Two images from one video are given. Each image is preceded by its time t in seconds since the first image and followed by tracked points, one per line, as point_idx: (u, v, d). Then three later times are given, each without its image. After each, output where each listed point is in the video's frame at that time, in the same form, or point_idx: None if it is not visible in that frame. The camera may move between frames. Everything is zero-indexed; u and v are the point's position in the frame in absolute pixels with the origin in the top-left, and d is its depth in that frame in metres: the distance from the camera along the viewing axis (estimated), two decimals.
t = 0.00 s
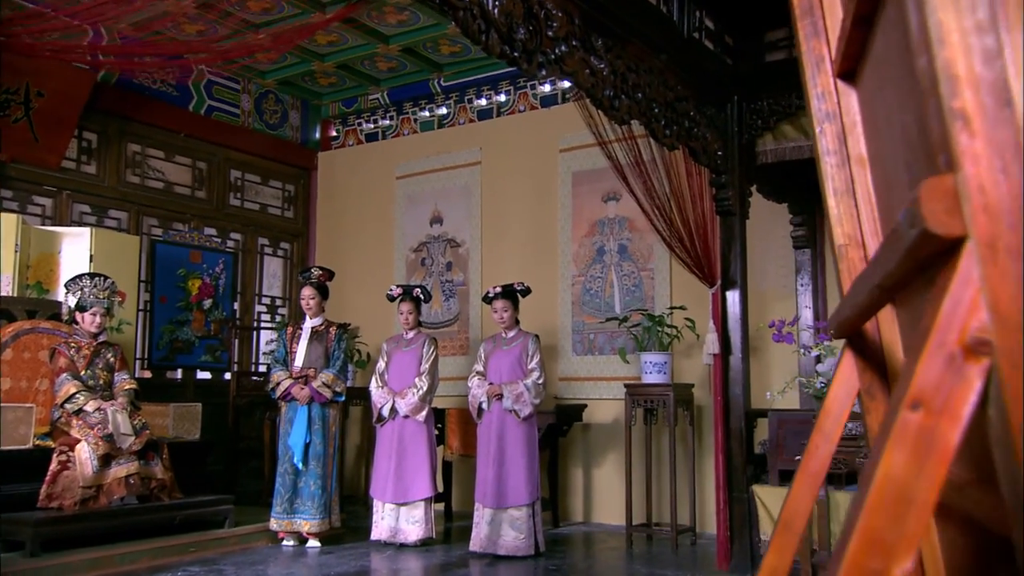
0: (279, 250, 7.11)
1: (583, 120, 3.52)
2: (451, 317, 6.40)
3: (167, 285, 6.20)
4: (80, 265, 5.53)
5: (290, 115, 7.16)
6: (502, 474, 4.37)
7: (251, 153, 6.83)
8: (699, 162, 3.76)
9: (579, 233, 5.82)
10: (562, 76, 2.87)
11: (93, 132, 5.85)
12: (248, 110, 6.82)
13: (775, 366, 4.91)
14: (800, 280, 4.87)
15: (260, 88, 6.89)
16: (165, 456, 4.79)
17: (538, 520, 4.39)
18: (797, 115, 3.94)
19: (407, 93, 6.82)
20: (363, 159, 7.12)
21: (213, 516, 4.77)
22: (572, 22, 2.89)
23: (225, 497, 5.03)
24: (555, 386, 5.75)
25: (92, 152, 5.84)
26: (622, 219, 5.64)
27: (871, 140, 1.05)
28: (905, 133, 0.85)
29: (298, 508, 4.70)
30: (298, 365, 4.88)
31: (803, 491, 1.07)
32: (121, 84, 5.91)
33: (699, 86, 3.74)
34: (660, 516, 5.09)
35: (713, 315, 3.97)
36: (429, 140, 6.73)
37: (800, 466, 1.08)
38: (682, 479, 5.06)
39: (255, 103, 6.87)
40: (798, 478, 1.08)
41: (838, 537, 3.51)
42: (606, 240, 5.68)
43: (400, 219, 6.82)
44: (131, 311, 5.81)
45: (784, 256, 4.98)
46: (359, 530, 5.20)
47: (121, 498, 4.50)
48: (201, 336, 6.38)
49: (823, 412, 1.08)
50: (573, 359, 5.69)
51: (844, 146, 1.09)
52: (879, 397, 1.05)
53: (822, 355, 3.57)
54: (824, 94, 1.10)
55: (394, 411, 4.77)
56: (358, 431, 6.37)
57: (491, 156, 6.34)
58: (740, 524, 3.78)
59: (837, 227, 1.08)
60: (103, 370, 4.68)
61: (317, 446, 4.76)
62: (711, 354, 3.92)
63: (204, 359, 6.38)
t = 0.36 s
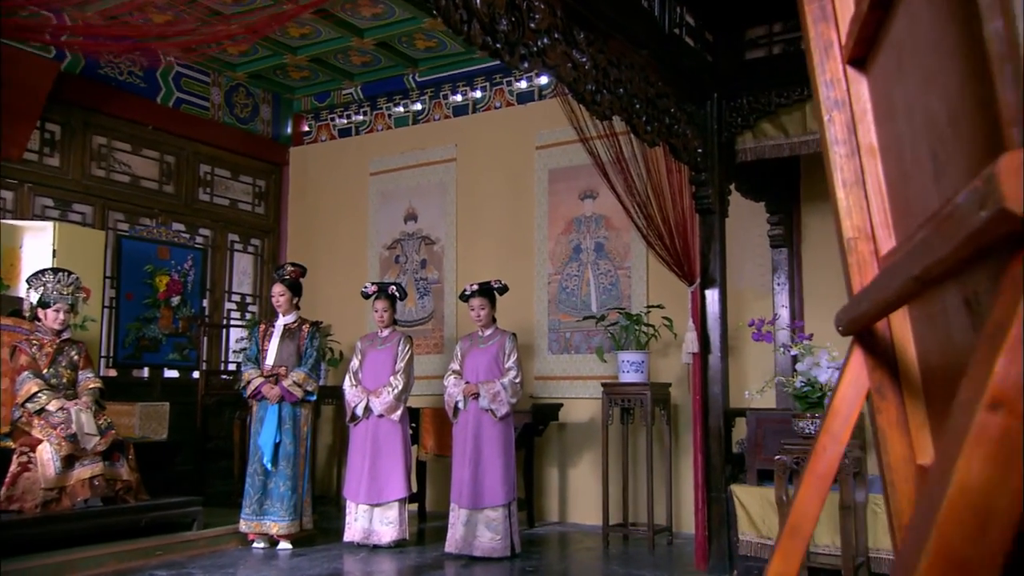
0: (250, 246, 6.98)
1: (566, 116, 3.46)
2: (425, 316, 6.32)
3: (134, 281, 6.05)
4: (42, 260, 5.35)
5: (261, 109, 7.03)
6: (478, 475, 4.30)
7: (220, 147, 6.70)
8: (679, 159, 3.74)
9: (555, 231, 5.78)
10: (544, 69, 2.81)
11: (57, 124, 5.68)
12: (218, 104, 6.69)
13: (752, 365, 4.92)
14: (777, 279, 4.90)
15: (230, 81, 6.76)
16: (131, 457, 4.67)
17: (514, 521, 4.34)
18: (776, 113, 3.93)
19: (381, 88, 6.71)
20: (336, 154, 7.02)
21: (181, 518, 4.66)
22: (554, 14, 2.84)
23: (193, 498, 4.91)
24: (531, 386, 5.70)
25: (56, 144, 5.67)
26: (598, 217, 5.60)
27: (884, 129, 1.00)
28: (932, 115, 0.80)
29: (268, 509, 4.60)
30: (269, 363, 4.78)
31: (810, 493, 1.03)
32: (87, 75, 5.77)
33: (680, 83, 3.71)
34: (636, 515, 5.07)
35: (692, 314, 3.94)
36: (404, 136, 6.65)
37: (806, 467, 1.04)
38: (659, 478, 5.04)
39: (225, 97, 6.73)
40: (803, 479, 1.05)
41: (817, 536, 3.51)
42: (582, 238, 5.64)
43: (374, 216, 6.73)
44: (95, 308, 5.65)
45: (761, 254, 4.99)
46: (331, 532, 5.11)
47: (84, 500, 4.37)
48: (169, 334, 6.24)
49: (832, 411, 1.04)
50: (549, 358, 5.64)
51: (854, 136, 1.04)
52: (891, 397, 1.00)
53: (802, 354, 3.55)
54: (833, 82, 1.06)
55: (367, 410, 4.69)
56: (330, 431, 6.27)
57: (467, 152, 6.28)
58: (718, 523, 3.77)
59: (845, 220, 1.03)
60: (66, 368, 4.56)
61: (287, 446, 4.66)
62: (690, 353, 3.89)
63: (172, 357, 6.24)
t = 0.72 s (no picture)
0: (219, 243, 6.85)
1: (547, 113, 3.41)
2: (399, 314, 6.24)
3: (99, 278, 5.89)
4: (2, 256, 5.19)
5: (231, 103, 6.89)
6: (454, 475, 4.24)
7: (188, 141, 6.55)
8: (658, 157, 3.72)
9: (531, 229, 5.73)
10: (525, 63, 2.76)
11: (19, 115, 5.51)
12: (187, 97, 6.54)
13: (728, 364, 4.93)
14: (753, 278, 4.91)
15: (199, 74, 6.62)
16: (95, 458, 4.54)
17: (490, 522, 4.29)
18: (755, 112, 3.89)
19: (354, 83, 6.62)
20: (308, 150, 6.91)
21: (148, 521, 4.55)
22: (536, 7, 2.79)
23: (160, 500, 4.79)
24: (505, 385, 5.65)
25: (18, 136, 5.50)
26: (574, 215, 5.56)
27: (896, 117, 0.97)
28: (962, 100, 0.76)
29: (236, 511, 4.49)
30: (239, 362, 4.68)
31: (818, 496, 1.00)
32: (51, 65, 5.60)
33: (660, 80, 3.69)
34: (612, 515, 5.04)
35: (670, 312, 3.92)
36: (377, 132, 6.56)
37: (814, 470, 1.01)
38: (635, 478, 5.02)
39: (194, 90, 6.59)
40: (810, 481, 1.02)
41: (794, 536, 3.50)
42: (558, 236, 5.59)
43: (347, 213, 6.63)
44: (58, 305, 5.49)
45: (737, 253, 5.00)
46: (302, 534, 5.01)
47: (46, 503, 4.24)
48: (135, 331, 6.08)
49: (840, 412, 1.00)
50: (524, 357, 5.59)
51: (864, 124, 1.00)
52: (903, 398, 0.97)
53: (781, 353, 3.53)
54: (843, 68, 1.02)
55: (340, 410, 4.61)
56: (301, 431, 6.17)
57: (442, 148, 6.21)
58: (696, 524, 3.75)
59: (855, 212, 1.00)
60: (28, 366, 4.38)
61: (257, 447, 4.55)
62: (669, 352, 3.86)
63: (138, 356, 6.08)
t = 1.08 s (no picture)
0: (187, 240, 6.70)
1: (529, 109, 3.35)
2: (372, 313, 6.16)
3: (62, 274, 5.73)
4: None
5: (200, 97, 6.75)
6: (430, 477, 4.17)
7: (156, 135, 6.40)
8: (639, 154, 3.70)
9: (507, 227, 5.67)
10: (507, 57, 2.71)
11: None
12: (155, 90, 6.39)
13: (704, 363, 4.93)
14: (729, 277, 4.92)
15: (168, 67, 6.48)
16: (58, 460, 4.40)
17: (465, 524, 4.23)
18: (735, 111, 3.89)
19: (327, 78, 6.52)
20: (279, 146, 6.79)
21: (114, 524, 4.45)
22: None
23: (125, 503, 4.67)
24: (481, 385, 5.59)
25: None
26: (551, 214, 5.52)
27: (912, 106, 0.93)
28: (998, 88, 0.73)
29: (205, 514, 4.39)
30: (208, 361, 4.57)
31: (829, 501, 0.95)
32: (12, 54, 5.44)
33: (640, 77, 3.67)
34: (588, 516, 5.01)
35: (650, 311, 3.89)
36: (351, 128, 6.46)
37: (824, 474, 0.96)
38: (611, 478, 5.00)
39: (162, 83, 6.45)
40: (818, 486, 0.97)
41: (772, 537, 3.46)
42: (535, 235, 5.55)
43: (320, 210, 6.53)
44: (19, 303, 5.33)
45: (715, 253, 4.99)
46: (273, 536, 4.92)
47: (7, 507, 4.10)
48: (100, 330, 5.93)
49: (850, 413, 0.96)
50: (499, 357, 5.54)
51: (877, 113, 0.96)
52: (918, 399, 0.92)
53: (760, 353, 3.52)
54: (855, 54, 0.98)
55: (311, 410, 4.52)
56: (271, 431, 6.06)
57: (417, 146, 6.13)
58: (674, 525, 3.71)
59: (867, 204, 0.96)
60: None
61: (227, 448, 4.44)
62: (648, 352, 3.83)
63: (103, 354, 5.93)
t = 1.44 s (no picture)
0: (151, 237, 6.54)
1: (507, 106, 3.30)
2: (341, 312, 6.05)
3: (19, 271, 5.55)
4: None
5: (165, 91, 6.59)
6: (402, 479, 4.10)
7: (119, 129, 6.23)
8: (616, 152, 3.66)
9: (480, 226, 5.61)
10: (485, 50, 2.65)
11: None
12: (118, 83, 6.22)
13: (678, 364, 4.91)
14: (703, 278, 4.93)
15: (131, 59, 6.32)
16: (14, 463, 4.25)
17: (438, 526, 4.17)
18: (711, 110, 3.87)
19: (296, 73, 6.36)
20: (247, 141, 6.66)
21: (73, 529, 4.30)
22: None
23: (85, 507, 4.52)
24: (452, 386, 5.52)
25: None
26: (524, 212, 5.47)
27: (929, 93, 0.89)
28: None
29: (169, 517, 4.26)
30: (173, 360, 4.44)
31: (840, 507, 0.91)
32: None
33: (617, 73, 3.63)
34: (560, 518, 4.96)
35: (626, 311, 3.85)
36: (321, 124, 6.35)
37: (835, 479, 0.91)
38: (583, 479, 4.97)
39: (125, 76, 6.28)
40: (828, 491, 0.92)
41: (748, 537, 3.46)
42: (507, 234, 5.50)
43: (288, 207, 6.41)
44: None
45: (689, 254, 5.00)
46: (238, 540, 4.80)
47: None
48: (59, 328, 5.76)
49: (862, 414, 0.91)
50: (471, 357, 5.47)
51: (891, 100, 0.93)
52: (932, 399, 0.89)
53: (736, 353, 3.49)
54: (868, 39, 0.94)
55: (279, 411, 4.41)
56: (237, 433, 5.93)
57: (388, 143, 6.04)
58: (649, 526, 3.66)
59: (880, 196, 0.92)
60: None
61: (192, 450, 4.32)
62: (624, 352, 3.79)
63: (62, 354, 5.76)
